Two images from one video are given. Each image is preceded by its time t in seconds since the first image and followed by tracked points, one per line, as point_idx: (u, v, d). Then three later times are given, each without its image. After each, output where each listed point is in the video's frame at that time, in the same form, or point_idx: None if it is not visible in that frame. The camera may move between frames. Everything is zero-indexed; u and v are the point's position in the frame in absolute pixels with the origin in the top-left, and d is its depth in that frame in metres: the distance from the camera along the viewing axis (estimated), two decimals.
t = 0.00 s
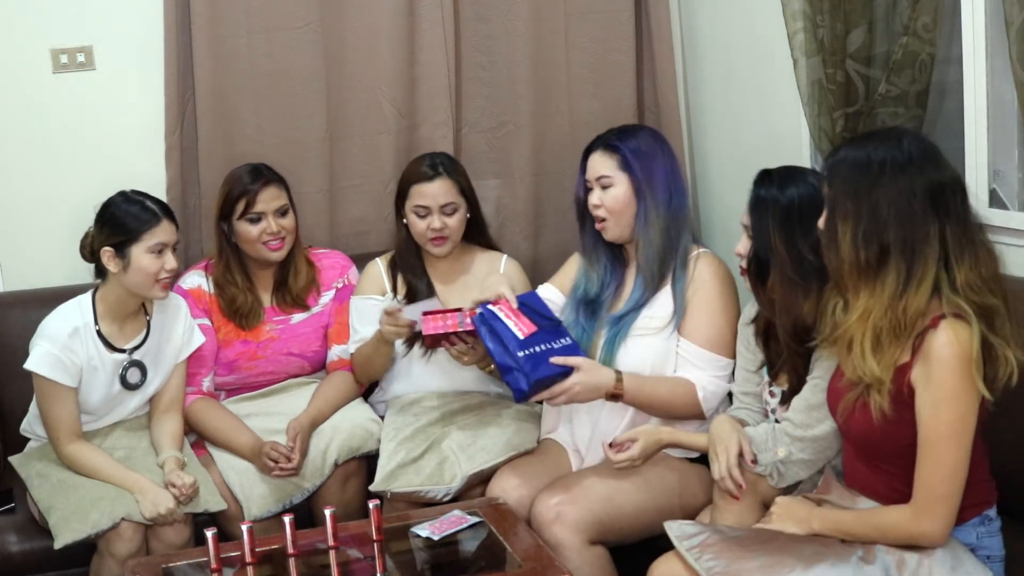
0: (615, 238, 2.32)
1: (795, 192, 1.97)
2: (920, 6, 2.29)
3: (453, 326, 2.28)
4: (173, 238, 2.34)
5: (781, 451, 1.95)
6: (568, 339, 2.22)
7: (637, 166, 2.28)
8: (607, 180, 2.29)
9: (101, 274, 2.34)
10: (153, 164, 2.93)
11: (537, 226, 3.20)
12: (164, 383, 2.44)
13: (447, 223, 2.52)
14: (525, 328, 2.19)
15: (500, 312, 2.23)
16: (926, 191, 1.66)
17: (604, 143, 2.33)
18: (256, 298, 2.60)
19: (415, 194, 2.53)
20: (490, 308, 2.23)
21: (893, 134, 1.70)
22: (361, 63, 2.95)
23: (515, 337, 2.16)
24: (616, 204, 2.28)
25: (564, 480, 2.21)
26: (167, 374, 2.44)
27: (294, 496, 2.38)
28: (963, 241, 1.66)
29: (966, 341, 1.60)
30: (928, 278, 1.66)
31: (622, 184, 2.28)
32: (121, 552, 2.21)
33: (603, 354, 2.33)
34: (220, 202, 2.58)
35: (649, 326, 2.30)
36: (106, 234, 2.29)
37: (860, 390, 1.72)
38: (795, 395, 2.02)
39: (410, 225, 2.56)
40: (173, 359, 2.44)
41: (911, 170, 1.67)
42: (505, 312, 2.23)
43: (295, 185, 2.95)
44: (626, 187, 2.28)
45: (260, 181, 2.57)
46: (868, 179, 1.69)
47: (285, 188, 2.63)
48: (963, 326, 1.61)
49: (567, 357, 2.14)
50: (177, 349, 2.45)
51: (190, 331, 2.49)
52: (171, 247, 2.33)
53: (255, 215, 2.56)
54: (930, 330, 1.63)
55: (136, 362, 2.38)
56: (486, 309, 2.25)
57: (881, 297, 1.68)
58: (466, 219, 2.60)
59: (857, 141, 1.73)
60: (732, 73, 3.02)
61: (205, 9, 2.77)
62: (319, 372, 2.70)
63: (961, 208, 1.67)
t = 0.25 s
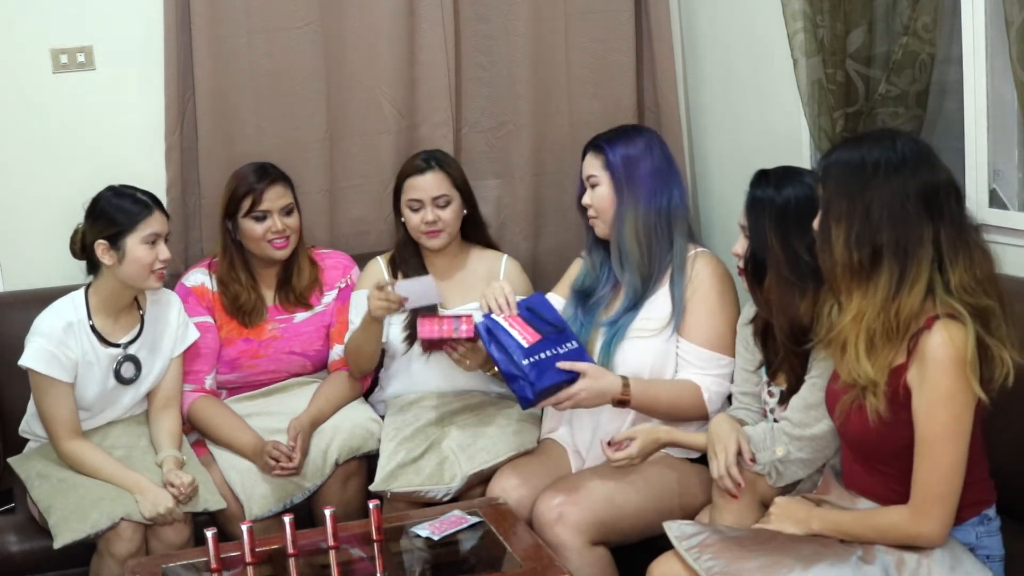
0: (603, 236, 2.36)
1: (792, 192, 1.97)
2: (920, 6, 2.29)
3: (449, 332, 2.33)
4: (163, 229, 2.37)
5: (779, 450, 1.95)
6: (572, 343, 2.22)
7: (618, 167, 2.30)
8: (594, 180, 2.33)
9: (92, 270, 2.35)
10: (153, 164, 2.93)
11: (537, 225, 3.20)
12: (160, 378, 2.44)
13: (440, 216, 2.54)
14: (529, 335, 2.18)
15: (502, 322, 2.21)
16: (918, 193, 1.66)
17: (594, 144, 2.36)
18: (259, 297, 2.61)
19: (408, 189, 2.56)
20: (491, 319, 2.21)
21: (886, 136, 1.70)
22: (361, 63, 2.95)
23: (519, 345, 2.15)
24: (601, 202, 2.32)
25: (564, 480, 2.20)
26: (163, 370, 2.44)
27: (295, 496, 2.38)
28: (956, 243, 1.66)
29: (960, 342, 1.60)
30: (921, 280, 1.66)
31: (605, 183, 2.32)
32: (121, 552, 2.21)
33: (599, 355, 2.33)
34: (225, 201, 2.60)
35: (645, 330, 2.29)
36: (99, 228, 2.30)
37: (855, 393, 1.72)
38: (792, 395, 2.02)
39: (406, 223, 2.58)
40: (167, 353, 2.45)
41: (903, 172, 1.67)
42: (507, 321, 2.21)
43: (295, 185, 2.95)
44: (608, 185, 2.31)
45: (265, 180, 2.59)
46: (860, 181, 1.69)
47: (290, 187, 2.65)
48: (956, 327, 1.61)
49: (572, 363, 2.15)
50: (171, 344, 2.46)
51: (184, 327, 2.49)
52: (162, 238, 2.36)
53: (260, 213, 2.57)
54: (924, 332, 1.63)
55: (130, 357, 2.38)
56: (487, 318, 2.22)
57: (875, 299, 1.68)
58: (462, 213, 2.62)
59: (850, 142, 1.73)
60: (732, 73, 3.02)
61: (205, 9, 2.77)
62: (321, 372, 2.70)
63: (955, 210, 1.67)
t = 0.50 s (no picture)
0: (602, 233, 2.37)
1: (789, 193, 1.97)
2: (920, 6, 2.29)
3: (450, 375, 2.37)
4: (156, 218, 2.38)
5: (779, 450, 1.95)
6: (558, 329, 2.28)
7: (618, 164, 2.30)
8: (594, 177, 2.34)
9: (86, 262, 2.35)
10: (153, 164, 2.93)
11: (537, 225, 3.20)
12: (154, 372, 2.44)
13: (436, 209, 2.55)
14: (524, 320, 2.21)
15: (494, 309, 2.22)
16: (909, 197, 1.66)
17: (596, 142, 2.37)
18: (261, 296, 2.62)
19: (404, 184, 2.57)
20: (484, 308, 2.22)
21: (878, 138, 1.70)
22: (361, 63, 2.95)
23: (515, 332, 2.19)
24: (601, 199, 2.32)
25: (564, 480, 2.20)
26: (157, 364, 2.44)
27: (294, 496, 2.38)
28: (948, 246, 1.66)
29: (953, 345, 1.59)
30: (912, 285, 1.65)
31: (604, 181, 2.32)
32: (120, 551, 2.21)
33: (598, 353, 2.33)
34: (231, 199, 2.61)
35: (645, 328, 2.29)
36: (92, 218, 2.30)
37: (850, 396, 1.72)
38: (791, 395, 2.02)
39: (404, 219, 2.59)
40: (162, 347, 2.44)
41: (893, 176, 1.66)
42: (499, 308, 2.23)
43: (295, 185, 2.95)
44: (607, 183, 2.32)
45: (271, 179, 2.60)
46: (852, 184, 1.69)
47: (295, 186, 2.66)
48: (949, 330, 1.60)
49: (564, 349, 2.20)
50: (166, 338, 2.45)
51: (178, 321, 2.49)
52: (155, 227, 2.36)
53: (266, 211, 2.59)
54: (917, 335, 1.63)
55: (125, 349, 2.38)
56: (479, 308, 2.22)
57: (866, 302, 1.68)
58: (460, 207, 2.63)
59: (844, 144, 1.73)
60: (732, 73, 3.03)
61: (205, 9, 2.77)
62: (321, 372, 2.70)
63: (947, 214, 1.67)
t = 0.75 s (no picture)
0: (607, 230, 2.35)
1: (788, 193, 1.97)
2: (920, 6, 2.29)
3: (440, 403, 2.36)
4: (151, 210, 2.41)
5: (778, 450, 1.96)
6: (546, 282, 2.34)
7: (629, 159, 2.31)
8: (601, 173, 2.33)
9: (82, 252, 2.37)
10: (153, 164, 2.93)
11: (537, 225, 3.20)
12: (149, 365, 2.45)
13: (436, 207, 2.55)
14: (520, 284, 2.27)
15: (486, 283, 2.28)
16: (902, 200, 1.66)
17: (602, 139, 2.37)
18: (265, 293, 2.63)
19: (405, 182, 2.58)
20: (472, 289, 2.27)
21: (874, 141, 1.70)
22: (361, 63, 2.95)
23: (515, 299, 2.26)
24: (608, 195, 2.31)
25: (563, 480, 2.20)
26: (153, 358, 2.46)
27: (295, 495, 2.38)
28: (943, 249, 1.66)
29: (948, 347, 1.59)
30: (907, 287, 1.66)
31: (614, 177, 2.31)
32: (119, 550, 2.21)
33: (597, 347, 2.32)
34: (238, 198, 2.62)
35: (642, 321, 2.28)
36: (88, 207, 2.34)
37: (846, 399, 1.72)
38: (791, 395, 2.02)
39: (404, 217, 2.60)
40: (157, 341, 2.45)
41: (887, 178, 1.67)
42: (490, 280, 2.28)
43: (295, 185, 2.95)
44: (617, 179, 2.31)
45: (279, 178, 2.62)
46: (846, 187, 1.69)
47: (303, 186, 2.68)
48: (943, 332, 1.60)
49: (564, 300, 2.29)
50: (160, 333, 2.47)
51: (173, 316, 2.50)
52: (150, 218, 2.40)
53: (273, 209, 2.60)
54: (911, 337, 1.63)
55: (121, 339, 2.39)
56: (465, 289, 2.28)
57: (860, 305, 1.68)
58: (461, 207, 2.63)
59: (840, 146, 1.73)
60: (732, 73, 3.03)
61: (205, 9, 2.78)
62: (322, 372, 2.70)
63: (942, 217, 1.67)
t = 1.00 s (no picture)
0: (622, 227, 2.31)
1: (786, 193, 1.97)
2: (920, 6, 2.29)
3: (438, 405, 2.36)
4: (147, 206, 2.43)
5: (778, 449, 1.95)
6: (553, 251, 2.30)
7: (651, 156, 2.30)
8: (620, 169, 2.30)
9: (77, 245, 2.39)
10: (153, 163, 2.93)
11: (537, 225, 3.20)
12: (145, 359, 2.46)
13: (436, 208, 2.56)
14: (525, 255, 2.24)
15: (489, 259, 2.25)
16: (900, 202, 1.66)
17: (612, 137, 2.35)
18: (273, 290, 2.65)
19: (405, 182, 2.58)
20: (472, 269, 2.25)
21: (871, 142, 1.70)
22: (361, 63, 2.95)
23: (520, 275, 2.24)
24: (629, 190, 2.27)
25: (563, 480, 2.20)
26: (149, 351, 2.47)
27: (295, 495, 2.38)
28: (942, 251, 1.66)
29: (947, 348, 1.59)
30: (906, 289, 1.65)
31: (635, 173, 2.29)
32: (119, 549, 2.21)
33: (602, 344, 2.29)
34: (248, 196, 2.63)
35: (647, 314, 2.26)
36: (84, 200, 2.36)
37: (845, 402, 1.72)
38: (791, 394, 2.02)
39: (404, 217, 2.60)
40: (152, 334, 2.47)
41: (884, 181, 1.67)
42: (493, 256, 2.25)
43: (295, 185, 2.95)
44: (639, 175, 2.29)
45: (290, 177, 2.64)
46: (844, 189, 1.69)
47: (312, 186, 2.70)
48: (943, 333, 1.60)
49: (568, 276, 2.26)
50: (155, 326, 2.48)
51: (168, 310, 2.52)
52: (145, 214, 2.41)
53: (284, 207, 2.62)
54: (910, 338, 1.63)
55: (117, 332, 2.41)
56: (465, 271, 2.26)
57: (859, 308, 1.68)
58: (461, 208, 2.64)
59: (838, 147, 1.73)
60: (732, 73, 3.03)
61: (205, 8, 2.78)
62: (325, 373, 2.69)
63: (940, 218, 1.67)
